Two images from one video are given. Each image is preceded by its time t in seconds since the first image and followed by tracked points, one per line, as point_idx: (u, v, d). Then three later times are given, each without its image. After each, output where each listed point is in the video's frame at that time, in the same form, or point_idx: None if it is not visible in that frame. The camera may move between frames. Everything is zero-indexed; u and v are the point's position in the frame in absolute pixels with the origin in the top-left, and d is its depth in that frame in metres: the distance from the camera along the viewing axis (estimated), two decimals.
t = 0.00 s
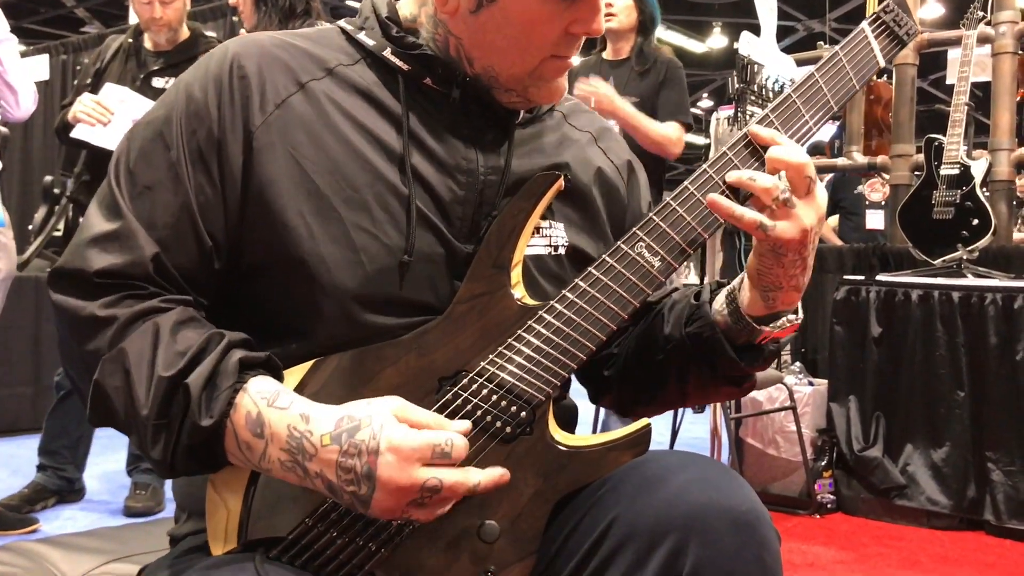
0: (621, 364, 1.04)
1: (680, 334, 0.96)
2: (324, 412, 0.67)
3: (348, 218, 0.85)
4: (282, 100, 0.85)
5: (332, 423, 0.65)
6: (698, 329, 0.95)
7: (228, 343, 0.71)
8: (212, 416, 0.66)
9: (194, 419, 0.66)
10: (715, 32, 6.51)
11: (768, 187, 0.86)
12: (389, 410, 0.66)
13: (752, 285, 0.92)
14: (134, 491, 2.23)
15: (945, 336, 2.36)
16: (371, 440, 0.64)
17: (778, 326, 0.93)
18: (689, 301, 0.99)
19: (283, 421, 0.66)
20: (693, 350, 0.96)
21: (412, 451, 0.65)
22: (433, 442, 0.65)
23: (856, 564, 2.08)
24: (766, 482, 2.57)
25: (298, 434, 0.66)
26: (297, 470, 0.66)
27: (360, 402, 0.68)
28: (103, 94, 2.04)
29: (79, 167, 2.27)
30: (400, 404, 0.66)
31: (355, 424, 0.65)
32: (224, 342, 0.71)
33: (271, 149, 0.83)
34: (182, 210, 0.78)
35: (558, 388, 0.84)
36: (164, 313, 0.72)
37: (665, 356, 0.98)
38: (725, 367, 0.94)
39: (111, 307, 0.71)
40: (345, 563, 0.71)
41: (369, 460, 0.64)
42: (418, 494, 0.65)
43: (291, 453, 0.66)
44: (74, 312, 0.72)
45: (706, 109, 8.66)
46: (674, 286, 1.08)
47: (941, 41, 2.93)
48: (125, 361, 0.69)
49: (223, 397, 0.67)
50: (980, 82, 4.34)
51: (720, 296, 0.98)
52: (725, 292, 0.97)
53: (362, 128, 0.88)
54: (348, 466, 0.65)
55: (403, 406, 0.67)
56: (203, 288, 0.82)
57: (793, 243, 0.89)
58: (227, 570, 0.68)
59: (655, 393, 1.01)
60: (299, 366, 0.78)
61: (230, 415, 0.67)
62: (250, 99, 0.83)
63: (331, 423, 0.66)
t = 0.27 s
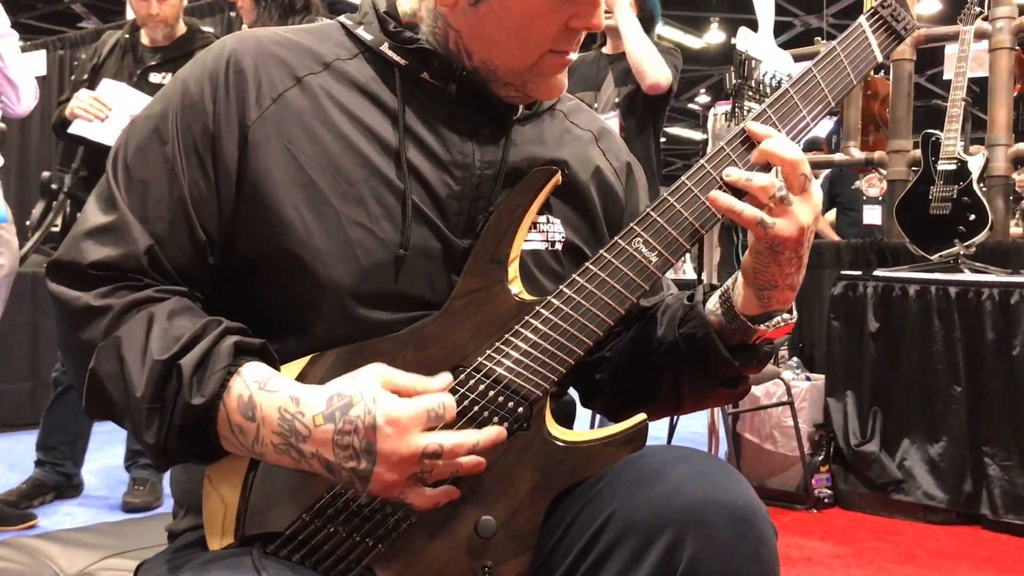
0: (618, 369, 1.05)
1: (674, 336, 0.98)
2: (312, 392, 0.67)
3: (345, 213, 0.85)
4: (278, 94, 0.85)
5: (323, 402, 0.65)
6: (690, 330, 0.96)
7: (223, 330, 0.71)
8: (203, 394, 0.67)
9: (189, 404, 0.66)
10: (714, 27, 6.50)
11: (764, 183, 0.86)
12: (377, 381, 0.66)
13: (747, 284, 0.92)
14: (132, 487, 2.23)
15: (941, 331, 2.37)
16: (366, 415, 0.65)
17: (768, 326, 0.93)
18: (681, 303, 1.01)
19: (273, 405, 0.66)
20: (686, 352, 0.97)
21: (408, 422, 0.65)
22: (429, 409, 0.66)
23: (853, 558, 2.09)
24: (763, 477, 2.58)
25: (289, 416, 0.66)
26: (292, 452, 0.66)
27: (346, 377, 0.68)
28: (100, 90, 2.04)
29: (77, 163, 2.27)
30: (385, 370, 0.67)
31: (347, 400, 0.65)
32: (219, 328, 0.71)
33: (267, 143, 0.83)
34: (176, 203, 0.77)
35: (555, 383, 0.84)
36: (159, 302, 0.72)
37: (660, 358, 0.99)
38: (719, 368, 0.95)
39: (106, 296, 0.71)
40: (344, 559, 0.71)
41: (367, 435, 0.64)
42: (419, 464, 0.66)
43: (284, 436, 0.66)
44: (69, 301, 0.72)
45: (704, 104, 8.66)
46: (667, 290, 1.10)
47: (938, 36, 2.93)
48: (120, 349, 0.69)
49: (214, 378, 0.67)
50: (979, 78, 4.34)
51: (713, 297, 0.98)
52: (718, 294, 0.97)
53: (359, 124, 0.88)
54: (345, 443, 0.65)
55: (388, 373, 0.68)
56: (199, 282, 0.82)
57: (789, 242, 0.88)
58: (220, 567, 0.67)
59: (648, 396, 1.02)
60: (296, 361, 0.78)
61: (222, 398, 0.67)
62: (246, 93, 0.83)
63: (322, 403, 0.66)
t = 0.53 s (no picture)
0: (619, 370, 1.05)
1: (676, 336, 0.98)
2: (310, 400, 0.67)
3: (343, 210, 0.85)
4: (277, 91, 0.85)
5: (320, 411, 0.66)
6: (692, 330, 0.97)
7: (219, 333, 0.71)
8: (201, 403, 0.67)
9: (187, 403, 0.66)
10: (712, 26, 6.50)
11: (746, 187, 0.85)
12: (375, 392, 0.67)
13: (744, 288, 0.91)
14: (131, 486, 2.23)
15: (940, 329, 2.37)
16: (362, 424, 0.65)
17: (768, 326, 0.93)
18: (682, 304, 1.01)
19: (270, 412, 0.66)
20: (688, 352, 0.97)
21: (404, 432, 0.66)
22: (424, 418, 0.66)
23: (852, 556, 2.09)
24: (762, 475, 2.58)
25: (286, 423, 0.66)
26: (287, 459, 0.67)
27: (344, 387, 0.68)
28: (98, 89, 2.04)
29: (76, 162, 2.27)
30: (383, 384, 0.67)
31: (344, 409, 0.66)
32: (216, 331, 0.71)
33: (265, 139, 0.83)
34: (176, 198, 0.78)
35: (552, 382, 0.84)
36: (158, 302, 0.72)
37: (662, 358, 0.99)
38: (722, 368, 0.95)
39: (105, 295, 0.71)
40: (342, 558, 0.71)
41: (362, 444, 0.65)
42: (414, 474, 0.67)
43: (279, 442, 0.66)
44: (69, 299, 0.72)
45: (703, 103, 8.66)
46: (667, 288, 1.10)
47: (937, 34, 2.93)
48: (117, 351, 0.69)
49: (212, 386, 0.67)
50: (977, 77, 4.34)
51: (713, 297, 0.99)
52: (719, 295, 0.97)
53: (358, 121, 0.88)
54: (341, 452, 0.65)
55: (387, 386, 0.68)
56: (198, 279, 0.82)
57: (779, 243, 0.87)
58: (219, 566, 0.68)
59: (649, 396, 1.02)
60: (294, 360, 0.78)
61: (219, 405, 0.67)
62: (245, 89, 0.84)
63: (319, 411, 0.66)
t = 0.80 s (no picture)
0: (620, 371, 1.05)
1: (678, 336, 0.98)
2: (322, 404, 0.67)
3: (343, 208, 0.85)
4: (278, 87, 0.85)
5: (331, 415, 0.66)
6: (694, 331, 0.97)
7: (228, 333, 0.71)
8: (209, 402, 0.67)
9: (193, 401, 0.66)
10: (711, 25, 6.50)
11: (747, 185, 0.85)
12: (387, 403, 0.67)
13: (745, 287, 0.92)
14: (131, 486, 2.23)
15: (940, 328, 2.37)
16: (371, 432, 0.65)
17: (771, 325, 0.93)
18: (684, 305, 1.01)
19: (279, 412, 0.67)
20: (689, 353, 0.97)
21: (411, 443, 0.65)
22: (433, 434, 0.66)
23: (852, 555, 2.09)
24: (762, 474, 2.58)
25: (295, 425, 0.66)
26: (292, 461, 0.67)
27: (358, 395, 0.68)
28: (98, 89, 2.04)
29: (76, 162, 2.27)
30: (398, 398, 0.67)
31: (355, 415, 0.66)
32: (224, 331, 0.71)
33: (266, 135, 0.83)
34: (181, 192, 0.78)
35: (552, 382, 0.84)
36: (164, 300, 0.72)
37: (663, 359, 0.99)
38: (723, 370, 0.95)
39: (110, 292, 0.71)
40: (342, 556, 0.71)
41: (369, 451, 0.65)
42: (416, 487, 0.66)
43: (286, 443, 0.66)
44: (74, 292, 0.71)
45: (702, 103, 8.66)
46: (669, 289, 1.10)
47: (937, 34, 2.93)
48: (124, 347, 0.69)
49: (220, 383, 0.68)
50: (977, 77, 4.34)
51: (716, 297, 0.99)
52: (721, 295, 0.97)
53: (360, 118, 0.88)
54: (347, 457, 0.65)
55: (402, 401, 0.68)
56: (203, 275, 0.82)
57: (780, 241, 0.87)
58: (217, 565, 0.68)
59: (650, 397, 1.02)
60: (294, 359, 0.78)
61: (227, 404, 0.67)
62: (247, 85, 0.84)
63: (330, 415, 0.66)
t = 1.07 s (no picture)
0: (624, 368, 1.05)
1: (683, 334, 0.98)
2: (307, 401, 0.66)
3: (345, 208, 0.85)
4: (278, 89, 0.85)
5: (319, 412, 0.65)
6: (699, 328, 0.97)
7: (216, 335, 0.71)
8: (199, 407, 0.67)
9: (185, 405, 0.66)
10: (712, 25, 6.49)
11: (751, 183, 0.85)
12: (375, 393, 0.66)
13: (751, 284, 0.92)
14: (132, 486, 2.24)
15: (940, 328, 2.37)
16: (363, 425, 0.64)
17: (778, 322, 0.93)
18: (689, 301, 1.01)
19: (267, 413, 0.66)
20: (694, 351, 0.97)
21: (405, 431, 0.65)
22: (424, 418, 0.66)
23: (852, 555, 2.09)
24: (762, 474, 2.58)
25: (283, 424, 0.66)
26: (286, 462, 0.66)
27: (342, 388, 0.67)
28: (98, 89, 2.04)
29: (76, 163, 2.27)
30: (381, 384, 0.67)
31: (344, 410, 0.65)
32: (212, 333, 0.71)
33: (265, 137, 0.83)
34: (177, 199, 0.78)
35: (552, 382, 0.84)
36: (158, 303, 0.72)
37: (668, 357, 0.99)
38: (730, 366, 0.96)
39: (105, 296, 0.71)
40: (344, 557, 0.71)
41: (363, 445, 0.64)
42: (416, 473, 0.66)
43: (277, 444, 0.66)
44: (69, 299, 0.72)
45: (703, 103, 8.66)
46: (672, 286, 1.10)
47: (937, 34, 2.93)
48: (117, 353, 0.69)
49: (210, 389, 0.67)
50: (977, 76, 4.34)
51: (720, 294, 0.99)
52: (727, 291, 0.97)
53: (359, 119, 0.88)
54: (341, 453, 0.64)
55: (386, 387, 0.68)
56: (200, 279, 0.82)
57: (783, 240, 0.87)
58: (217, 564, 0.67)
59: (656, 394, 1.03)
60: (295, 359, 0.78)
61: (217, 408, 0.67)
62: (247, 88, 0.84)
63: (317, 412, 0.65)
